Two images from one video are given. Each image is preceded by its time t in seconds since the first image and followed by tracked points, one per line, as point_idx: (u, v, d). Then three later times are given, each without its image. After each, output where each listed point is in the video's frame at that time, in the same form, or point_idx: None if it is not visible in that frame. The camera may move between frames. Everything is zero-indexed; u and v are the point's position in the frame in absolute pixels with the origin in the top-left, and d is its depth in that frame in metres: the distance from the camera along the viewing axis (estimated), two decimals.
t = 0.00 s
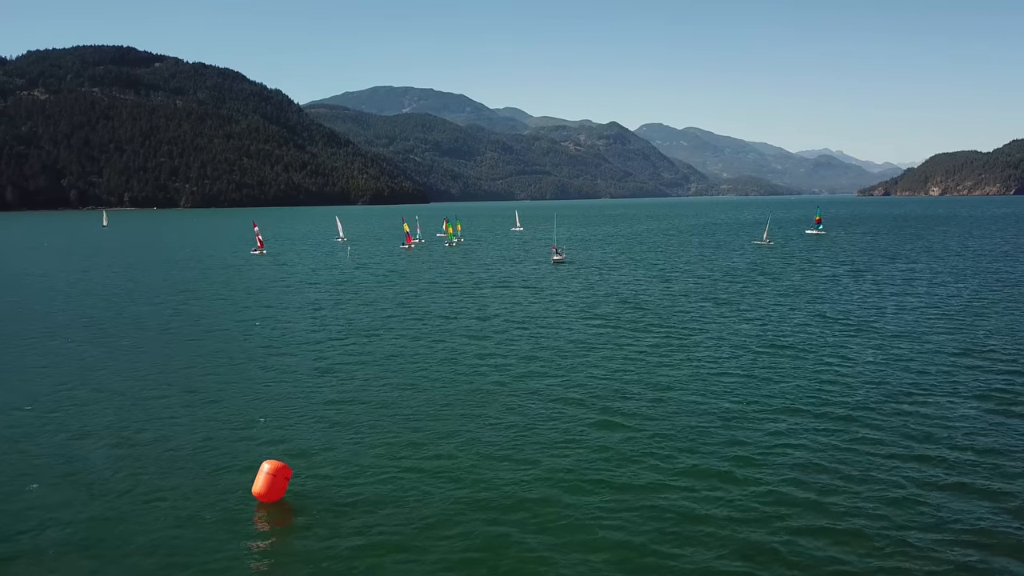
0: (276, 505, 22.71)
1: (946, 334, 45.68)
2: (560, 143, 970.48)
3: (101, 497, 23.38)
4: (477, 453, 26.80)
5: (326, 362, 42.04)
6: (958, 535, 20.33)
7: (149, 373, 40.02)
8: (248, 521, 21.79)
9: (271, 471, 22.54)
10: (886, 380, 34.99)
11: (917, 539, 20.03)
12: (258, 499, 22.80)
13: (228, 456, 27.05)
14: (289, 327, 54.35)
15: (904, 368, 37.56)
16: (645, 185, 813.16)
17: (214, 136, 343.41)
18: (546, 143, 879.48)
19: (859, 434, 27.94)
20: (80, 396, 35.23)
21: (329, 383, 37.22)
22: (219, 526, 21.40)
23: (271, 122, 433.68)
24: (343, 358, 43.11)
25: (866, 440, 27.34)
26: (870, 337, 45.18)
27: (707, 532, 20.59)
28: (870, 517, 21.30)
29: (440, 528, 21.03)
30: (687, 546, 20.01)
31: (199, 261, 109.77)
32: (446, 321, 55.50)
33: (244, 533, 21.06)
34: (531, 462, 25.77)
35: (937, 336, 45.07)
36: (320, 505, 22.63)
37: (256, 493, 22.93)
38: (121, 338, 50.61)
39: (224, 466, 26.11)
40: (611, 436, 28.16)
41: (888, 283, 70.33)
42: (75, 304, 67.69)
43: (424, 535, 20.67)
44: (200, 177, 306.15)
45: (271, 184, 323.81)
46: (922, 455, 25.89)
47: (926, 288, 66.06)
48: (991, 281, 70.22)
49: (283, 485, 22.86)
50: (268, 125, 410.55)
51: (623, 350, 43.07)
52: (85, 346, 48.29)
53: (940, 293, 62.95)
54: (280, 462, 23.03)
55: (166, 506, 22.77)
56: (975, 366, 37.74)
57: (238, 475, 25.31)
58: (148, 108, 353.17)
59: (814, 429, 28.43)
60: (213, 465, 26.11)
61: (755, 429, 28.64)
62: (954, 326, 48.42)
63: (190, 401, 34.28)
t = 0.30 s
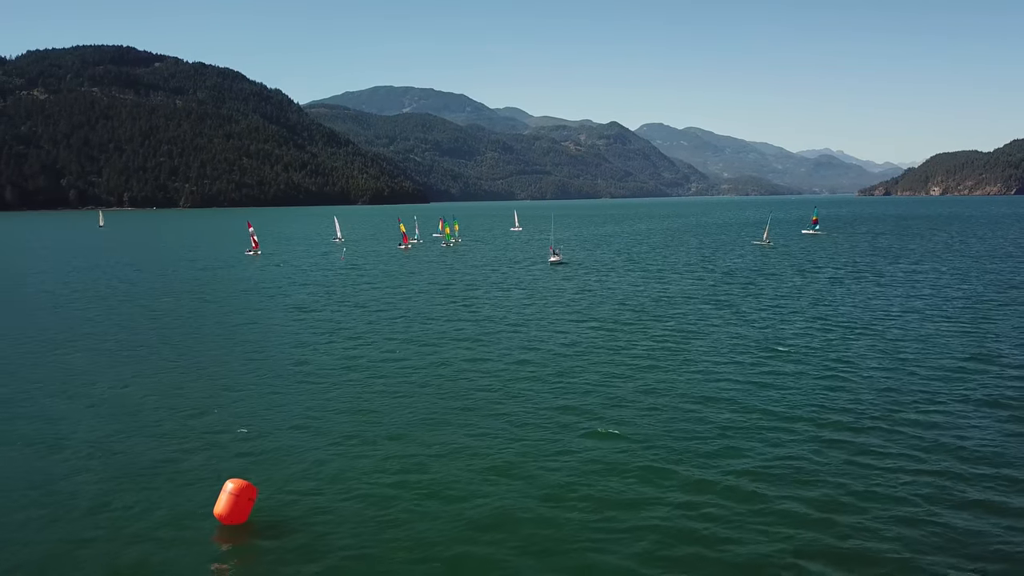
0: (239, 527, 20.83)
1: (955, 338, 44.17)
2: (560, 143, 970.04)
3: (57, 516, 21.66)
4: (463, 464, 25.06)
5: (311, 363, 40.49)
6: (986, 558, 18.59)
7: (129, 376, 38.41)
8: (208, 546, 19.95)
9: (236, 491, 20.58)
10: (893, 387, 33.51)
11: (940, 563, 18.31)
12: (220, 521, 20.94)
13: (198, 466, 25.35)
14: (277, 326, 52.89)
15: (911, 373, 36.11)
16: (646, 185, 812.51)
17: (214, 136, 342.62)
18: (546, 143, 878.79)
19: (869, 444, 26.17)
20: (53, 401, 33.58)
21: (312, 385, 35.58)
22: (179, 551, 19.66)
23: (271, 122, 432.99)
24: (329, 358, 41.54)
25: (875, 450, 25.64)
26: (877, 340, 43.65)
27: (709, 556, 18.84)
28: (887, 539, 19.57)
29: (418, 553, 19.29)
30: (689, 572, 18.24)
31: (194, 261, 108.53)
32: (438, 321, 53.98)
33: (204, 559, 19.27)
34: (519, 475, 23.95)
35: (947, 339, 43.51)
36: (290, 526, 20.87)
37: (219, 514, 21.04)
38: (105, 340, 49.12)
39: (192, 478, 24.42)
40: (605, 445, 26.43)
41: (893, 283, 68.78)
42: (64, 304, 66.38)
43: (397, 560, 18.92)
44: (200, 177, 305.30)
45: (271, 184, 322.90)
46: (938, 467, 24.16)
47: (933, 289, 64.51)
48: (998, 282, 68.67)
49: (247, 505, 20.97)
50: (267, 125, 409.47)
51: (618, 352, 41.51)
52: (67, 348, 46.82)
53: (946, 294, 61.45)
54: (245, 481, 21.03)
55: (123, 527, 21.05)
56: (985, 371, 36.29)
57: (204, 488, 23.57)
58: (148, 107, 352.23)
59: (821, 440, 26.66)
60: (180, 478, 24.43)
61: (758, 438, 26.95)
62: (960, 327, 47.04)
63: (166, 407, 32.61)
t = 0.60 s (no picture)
0: (197, 553, 19.35)
1: (961, 343, 43.24)
2: (562, 143, 969.12)
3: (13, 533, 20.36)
4: (446, 480, 23.80)
5: (299, 367, 39.52)
6: None
7: (111, 379, 37.40)
8: (163, 573, 18.44)
9: (192, 513, 19.23)
10: (899, 395, 32.69)
11: None
12: (174, 547, 19.44)
13: (169, 477, 24.20)
14: (268, 328, 52.00)
15: (917, 379, 35.34)
16: (648, 185, 811.59)
17: (216, 136, 342.51)
18: (548, 143, 878.10)
19: (874, 461, 25.01)
20: (28, 405, 32.50)
21: (298, 390, 34.55)
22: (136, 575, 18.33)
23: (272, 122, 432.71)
24: (317, 362, 40.54)
25: (882, 468, 24.43)
26: (881, 345, 42.69)
27: None
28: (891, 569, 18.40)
29: None
30: None
31: (191, 261, 107.50)
32: (432, 323, 53.10)
33: None
34: (503, 495, 22.64)
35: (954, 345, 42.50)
36: (255, 550, 19.49)
37: (174, 539, 19.57)
38: (92, 342, 48.24)
39: (160, 490, 23.22)
40: (597, 460, 25.22)
41: (896, 286, 67.82)
42: (56, 305, 65.79)
43: None
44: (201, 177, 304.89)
45: (272, 184, 322.57)
46: (948, 488, 22.93)
47: (937, 291, 63.49)
48: (1004, 283, 67.62)
49: (206, 530, 19.54)
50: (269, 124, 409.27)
51: (616, 356, 40.68)
52: (53, 350, 45.94)
53: (952, 296, 60.45)
54: (204, 503, 19.75)
55: (81, 544, 19.82)
56: (993, 378, 35.51)
57: (170, 503, 22.34)
58: (149, 107, 352.17)
59: (824, 456, 25.49)
60: (149, 490, 23.22)
61: (758, 454, 25.73)
62: (965, 331, 46.22)
63: (144, 411, 31.50)
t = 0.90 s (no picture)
0: None
1: (969, 347, 42.51)
2: (564, 143, 968.38)
3: None
4: (427, 503, 22.36)
5: (286, 372, 38.33)
6: None
7: (96, 384, 36.44)
8: None
9: (142, 540, 17.47)
10: (904, 404, 31.82)
11: None
12: None
13: (148, 493, 23.28)
14: (260, 331, 51.07)
15: (923, 387, 34.50)
16: (650, 185, 810.64)
17: (217, 135, 342.28)
18: (550, 143, 877.50)
19: (881, 482, 23.69)
20: (9, 412, 31.58)
21: (283, 399, 33.29)
22: None
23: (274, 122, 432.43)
24: (304, 368, 39.39)
25: (889, 490, 23.13)
26: (888, 350, 41.97)
27: None
28: None
29: None
30: None
31: (187, 261, 106.45)
32: (425, 326, 52.10)
33: None
34: (486, 522, 21.12)
35: (962, 350, 41.79)
36: None
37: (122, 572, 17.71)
38: (83, 343, 47.37)
39: (132, 509, 22.11)
40: (589, 482, 23.83)
41: (901, 287, 67.06)
42: (49, 305, 64.90)
43: None
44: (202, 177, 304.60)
45: (274, 184, 322.19)
46: (961, 516, 21.53)
47: (942, 293, 62.73)
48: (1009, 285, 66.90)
49: (157, 560, 17.68)
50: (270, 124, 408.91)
51: (614, 362, 39.84)
52: (39, 352, 44.81)
53: (958, 299, 59.74)
54: (154, 530, 17.97)
55: (43, 571, 18.70)
56: (1001, 385, 34.64)
57: (143, 522, 21.29)
58: (151, 107, 352.00)
59: (828, 477, 24.26)
60: (115, 511, 21.93)
61: (760, 475, 24.37)
62: (972, 336, 45.32)
63: (125, 420, 30.42)
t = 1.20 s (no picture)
0: None
1: (977, 352, 41.78)
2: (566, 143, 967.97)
3: None
4: (418, 522, 21.72)
5: (280, 374, 37.74)
6: None
7: (87, 389, 35.62)
8: None
9: None
10: (912, 414, 30.93)
11: None
12: None
13: (134, 511, 22.50)
14: (256, 332, 50.23)
15: (932, 395, 33.70)
16: (651, 184, 809.74)
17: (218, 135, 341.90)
18: (552, 143, 877.00)
19: (888, 501, 22.94)
20: None
21: (276, 405, 32.70)
22: None
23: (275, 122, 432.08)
24: (299, 370, 38.77)
25: (898, 509, 22.36)
26: (895, 355, 41.21)
27: None
28: None
29: None
30: None
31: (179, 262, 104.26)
32: (424, 327, 51.34)
33: None
34: (478, 545, 20.38)
35: (970, 355, 41.04)
36: None
37: None
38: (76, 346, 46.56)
39: (117, 530, 21.33)
40: (585, 499, 23.17)
41: (906, 290, 66.23)
42: (43, 304, 64.47)
43: None
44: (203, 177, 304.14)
45: (274, 184, 321.68)
46: (973, 537, 20.71)
47: (948, 296, 61.97)
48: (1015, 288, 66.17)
49: None
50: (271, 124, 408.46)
51: (615, 368, 39.12)
52: (30, 350, 44.32)
53: (964, 302, 59.00)
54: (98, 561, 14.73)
55: None
56: (1012, 395, 33.70)
57: (126, 545, 20.44)
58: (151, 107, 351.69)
59: (836, 493, 23.52)
60: (95, 528, 21.35)
61: (762, 491, 23.63)
62: (980, 341, 44.43)
63: (115, 429, 29.63)
